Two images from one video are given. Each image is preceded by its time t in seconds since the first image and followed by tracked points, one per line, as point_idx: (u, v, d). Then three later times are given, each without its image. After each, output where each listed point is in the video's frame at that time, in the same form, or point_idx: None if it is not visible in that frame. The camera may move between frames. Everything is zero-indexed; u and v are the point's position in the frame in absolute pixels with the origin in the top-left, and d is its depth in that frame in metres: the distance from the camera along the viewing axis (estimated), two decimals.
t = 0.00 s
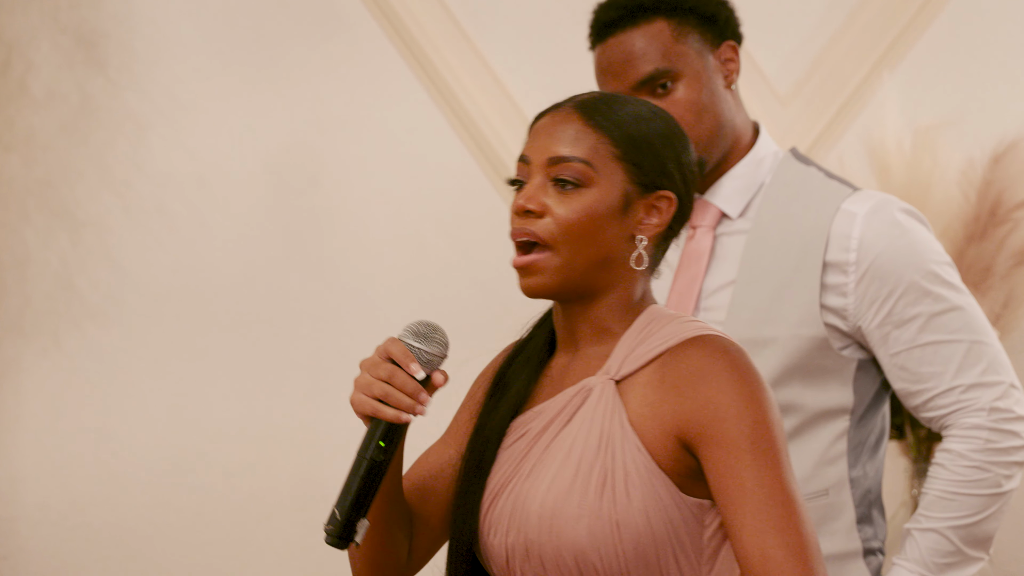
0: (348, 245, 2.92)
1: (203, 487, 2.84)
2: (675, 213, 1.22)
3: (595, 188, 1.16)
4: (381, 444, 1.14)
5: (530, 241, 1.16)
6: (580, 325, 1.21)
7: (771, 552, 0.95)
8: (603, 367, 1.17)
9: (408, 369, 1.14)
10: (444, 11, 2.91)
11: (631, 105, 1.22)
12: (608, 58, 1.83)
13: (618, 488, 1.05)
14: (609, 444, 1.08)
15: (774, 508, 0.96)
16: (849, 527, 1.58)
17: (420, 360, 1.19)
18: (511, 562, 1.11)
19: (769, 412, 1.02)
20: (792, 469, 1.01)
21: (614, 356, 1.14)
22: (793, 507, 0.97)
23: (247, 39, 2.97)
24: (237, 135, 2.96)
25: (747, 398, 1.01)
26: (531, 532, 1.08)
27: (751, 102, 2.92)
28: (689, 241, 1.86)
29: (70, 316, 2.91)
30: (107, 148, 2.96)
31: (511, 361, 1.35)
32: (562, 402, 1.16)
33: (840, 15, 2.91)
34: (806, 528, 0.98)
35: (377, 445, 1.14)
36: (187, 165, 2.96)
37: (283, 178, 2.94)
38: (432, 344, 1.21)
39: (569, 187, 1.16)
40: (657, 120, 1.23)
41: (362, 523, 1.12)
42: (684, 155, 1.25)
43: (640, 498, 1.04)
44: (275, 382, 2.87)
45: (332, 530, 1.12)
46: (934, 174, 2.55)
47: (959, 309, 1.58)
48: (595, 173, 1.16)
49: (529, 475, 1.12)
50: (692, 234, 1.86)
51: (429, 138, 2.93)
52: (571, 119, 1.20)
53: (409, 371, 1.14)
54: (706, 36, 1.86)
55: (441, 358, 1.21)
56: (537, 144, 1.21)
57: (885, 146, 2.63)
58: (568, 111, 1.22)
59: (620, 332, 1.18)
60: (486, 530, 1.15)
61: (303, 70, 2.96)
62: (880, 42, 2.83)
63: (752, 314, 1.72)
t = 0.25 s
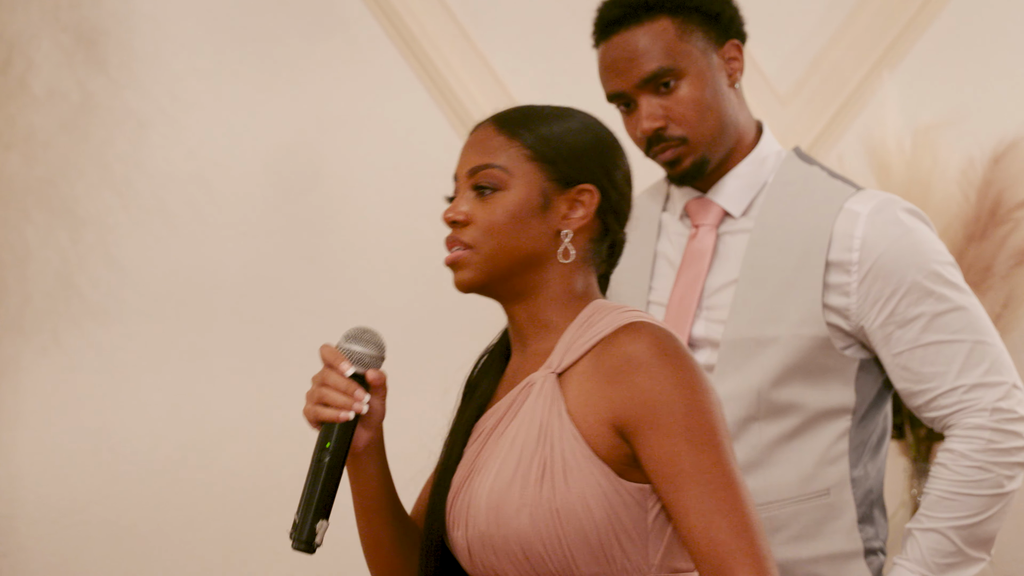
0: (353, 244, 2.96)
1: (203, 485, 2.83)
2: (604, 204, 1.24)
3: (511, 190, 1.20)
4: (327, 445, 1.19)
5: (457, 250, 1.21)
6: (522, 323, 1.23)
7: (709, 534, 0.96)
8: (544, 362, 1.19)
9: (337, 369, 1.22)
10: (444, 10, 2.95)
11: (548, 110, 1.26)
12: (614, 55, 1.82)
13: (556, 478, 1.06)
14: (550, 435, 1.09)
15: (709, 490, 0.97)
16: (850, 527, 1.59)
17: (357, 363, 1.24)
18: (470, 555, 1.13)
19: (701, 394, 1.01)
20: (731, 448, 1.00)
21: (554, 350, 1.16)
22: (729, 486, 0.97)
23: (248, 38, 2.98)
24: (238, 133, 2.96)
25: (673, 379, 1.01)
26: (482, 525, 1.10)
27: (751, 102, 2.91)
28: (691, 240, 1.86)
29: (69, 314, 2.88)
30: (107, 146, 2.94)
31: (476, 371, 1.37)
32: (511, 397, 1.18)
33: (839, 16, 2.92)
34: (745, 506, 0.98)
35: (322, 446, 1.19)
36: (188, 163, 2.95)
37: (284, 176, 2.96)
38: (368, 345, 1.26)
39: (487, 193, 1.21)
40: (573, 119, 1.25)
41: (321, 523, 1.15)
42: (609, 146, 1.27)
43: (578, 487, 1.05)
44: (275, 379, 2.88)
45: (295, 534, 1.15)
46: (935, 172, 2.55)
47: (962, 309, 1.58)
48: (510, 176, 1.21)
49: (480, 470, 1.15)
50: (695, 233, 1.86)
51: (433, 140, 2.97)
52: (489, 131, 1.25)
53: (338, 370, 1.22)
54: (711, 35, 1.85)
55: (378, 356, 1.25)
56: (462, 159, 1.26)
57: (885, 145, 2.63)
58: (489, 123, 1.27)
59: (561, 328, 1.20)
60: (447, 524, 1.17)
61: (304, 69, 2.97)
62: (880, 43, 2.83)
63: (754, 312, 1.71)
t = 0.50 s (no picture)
0: (356, 243, 2.97)
1: (206, 482, 2.84)
2: (570, 208, 1.27)
3: (474, 200, 1.23)
4: (303, 460, 1.25)
5: (428, 260, 1.25)
6: (498, 328, 1.27)
7: (676, 515, 1.00)
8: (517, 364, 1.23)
9: (312, 386, 1.27)
10: (450, 8, 2.96)
11: (510, 120, 1.29)
12: (618, 52, 1.82)
13: (527, 471, 1.10)
14: (521, 430, 1.14)
15: (673, 473, 1.01)
16: (854, 525, 1.59)
17: (331, 381, 1.30)
18: (452, 549, 1.18)
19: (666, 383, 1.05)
20: (697, 434, 1.04)
21: (527, 348, 1.20)
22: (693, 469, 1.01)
23: (252, 35, 2.98)
24: (242, 130, 2.96)
25: (639, 372, 1.06)
26: (461, 519, 1.14)
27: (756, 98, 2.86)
28: (697, 238, 1.87)
29: (72, 311, 2.87)
30: (111, 142, 2.93)
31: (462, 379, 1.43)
32: (488, 397, 1.23)
33: (842, 13, 2.90)
34: (710, 488, 1.01)
35: (299, 462, 1.24)
36: (191, 160, 2.94)
37: (289, 173, 2.96)
38: (344, 364, 1.31)
39: (452, 205, 1.24)
40: (534, 128, 1.28)
41: (296, 535, 1.22)
42: (573, 152, 1.29)
43: (549, 480, 1.09)
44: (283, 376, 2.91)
45: (271, 546, 1.21)
46: (939, 170, 2.64)
47: (968, 306, 1.57)
48: (472, 187, 1.24)
49: (460, 468, 1.19)
50: (700, 230, 1.87)
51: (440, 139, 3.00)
52: (452, 145, 1.28)
53: (313, 387, 1.27)
54: (716, 32, 1.84)
55: (352, 374, 1.31)
56: (428, 173, 1.29)
57: (890, 144, 2.75)
58: (453, 137, 1.30)
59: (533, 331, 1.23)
60: (433, 521, 1.22)
61: (309, 67, 2.98)
62: (884, 40, 2.81)
63: (757, 310, 1.71)
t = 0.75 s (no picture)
0: (358, 237, 2.97)
1: (210, 477, 2.85)
2: (566, 205, 1.27)
3: (470, 196, 1.24)
4: (294, 450, 1.26)
5: (425, 255, 1.25)
6: (495, 324, 1.27)
7: (664, 511, 1.00)
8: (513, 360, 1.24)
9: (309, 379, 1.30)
10: (455, 3, 2.96)
11: (507, 118, 1.29)
12: (623, 48, 1.82)
13: (522, 464, 1.12)
14: (518, 425, 1.15)
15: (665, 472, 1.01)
16: (858, 521, 1.59)
17: (328, 375, 1.32)
18: (451, 540, 1.20)
19: (660, 380, 1.06)
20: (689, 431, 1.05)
21: (524, 344, 1.20)
22: (685, 467, 1.01)
23: (258, 30, 2.98)
24: (248, 125, 2.96)
25: (631, 367, 1.06)
26: (458, 510, 1.16)
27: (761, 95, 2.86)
28: (701, 233, 1.87)
29: (77, 305, 2.88)
30: (115, 137, 2.94)
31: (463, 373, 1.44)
32: (486, 390, 1.24)
33: (847, 10, 2.90)
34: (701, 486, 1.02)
35: (290, 450, 1.26)
36: (196, 154, 2.95)
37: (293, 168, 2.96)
38: (343, 360, 1.32)
39: (449, 200, 1.25)
40: (531, 124, 1.28)
41: (282, 522, 1.24)
42: (570, 149, 1.29)
43: (542, 473, 1.10)
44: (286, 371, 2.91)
45: (257, 531, 1.24)
46: (944, 166, 2.59)
47: (971, 301, 1.57)
48: (469, 182, 1.24)
49: (458, 460, 1.21)
50: (704, 226, 1.87)
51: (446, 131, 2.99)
52: (450, 142, 1.29)
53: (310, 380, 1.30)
54: (722, 27, 1.84)
55: (350, 371, 1.32)
56: (426, 169, 1.30)
57: (894, 138, 2.69)
58: (452, 133, 1.31)
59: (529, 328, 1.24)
60: (432, 512, 1.24)
61: (314, 62, 2.98)
62: (889, 38, 2.81)
63: (761, 306, 1.71)
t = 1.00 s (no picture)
0: (365, 237, 2.98)
1: (218, 476, 2.87)
2: (571, 208, 1.27)
3: (474, 200, 1.25)
4: (297, 452, 1.26)
5: (430, 259, 1.26)
6: (502, 327, 1.28)
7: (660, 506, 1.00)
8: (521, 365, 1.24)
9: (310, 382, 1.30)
10: (462, 4, 2.97)
11: (512, 123, 1.30)
12: (629, 47, 1.82)
13: (528, 467, 1.12)
14: (526, 428, 1.15)
15: (664, 471, 1.00)
16: (866, 521, 1.59)
17: (326, 376, 1.33)
18: (460, 544, 1.20)
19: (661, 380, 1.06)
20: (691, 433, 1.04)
21: (532, 348, 1.21)
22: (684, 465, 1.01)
23: (265, 31, 2.99)
24: (255, 125, 2.97)
25: (634, 369, 1.06)
26: (467, 513, 1.17)
27: (768, 96, 2.85)
28: (706, 234, 1.87)
29: (84, 305, 2.88)
30: (123, 138, 2.94)
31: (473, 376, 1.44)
32: (497, 395, 1.25)
33: (853, 10, 2.90)
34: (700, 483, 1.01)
35: (293, 453, 1.26)
36: (203, 155, 2.96)
37: (300, 168, 2.97)
38: (338, 360, 1.33)
39: (453, 204, 1.26)
40: (536, 129, 1.29)
41: (289, 525, 1.25)
42: (574, 152, 1.29)
43: (548, 476, 1.11)
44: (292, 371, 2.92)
45: (265, 534, 1.26)
46: (950, 169, 2.58)
47: (977, 301, 1.56)
48: (472, 187, 1.25)
49: (468, 464, 1.22)
50: (709, 227, 1.86)
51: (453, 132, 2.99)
52: (456, 146, 1.30)
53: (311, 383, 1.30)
54: (727, 28, 1.84)
55: (349, 370, 1.33)
56: (432, 174, 1.31)
57: (902, 138, 2.70)
58: (457, 138, 1.32)
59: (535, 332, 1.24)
60: (443, 517, 1.25)
61: (321, 62, 2.99)
62: (896, 38, 2.80)
63: (768, 307, 1.71)
